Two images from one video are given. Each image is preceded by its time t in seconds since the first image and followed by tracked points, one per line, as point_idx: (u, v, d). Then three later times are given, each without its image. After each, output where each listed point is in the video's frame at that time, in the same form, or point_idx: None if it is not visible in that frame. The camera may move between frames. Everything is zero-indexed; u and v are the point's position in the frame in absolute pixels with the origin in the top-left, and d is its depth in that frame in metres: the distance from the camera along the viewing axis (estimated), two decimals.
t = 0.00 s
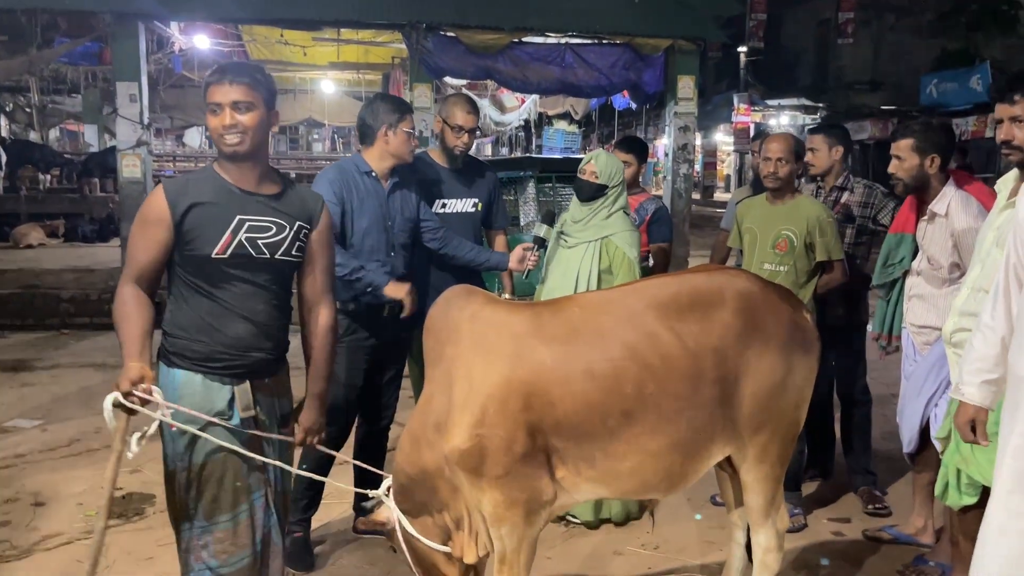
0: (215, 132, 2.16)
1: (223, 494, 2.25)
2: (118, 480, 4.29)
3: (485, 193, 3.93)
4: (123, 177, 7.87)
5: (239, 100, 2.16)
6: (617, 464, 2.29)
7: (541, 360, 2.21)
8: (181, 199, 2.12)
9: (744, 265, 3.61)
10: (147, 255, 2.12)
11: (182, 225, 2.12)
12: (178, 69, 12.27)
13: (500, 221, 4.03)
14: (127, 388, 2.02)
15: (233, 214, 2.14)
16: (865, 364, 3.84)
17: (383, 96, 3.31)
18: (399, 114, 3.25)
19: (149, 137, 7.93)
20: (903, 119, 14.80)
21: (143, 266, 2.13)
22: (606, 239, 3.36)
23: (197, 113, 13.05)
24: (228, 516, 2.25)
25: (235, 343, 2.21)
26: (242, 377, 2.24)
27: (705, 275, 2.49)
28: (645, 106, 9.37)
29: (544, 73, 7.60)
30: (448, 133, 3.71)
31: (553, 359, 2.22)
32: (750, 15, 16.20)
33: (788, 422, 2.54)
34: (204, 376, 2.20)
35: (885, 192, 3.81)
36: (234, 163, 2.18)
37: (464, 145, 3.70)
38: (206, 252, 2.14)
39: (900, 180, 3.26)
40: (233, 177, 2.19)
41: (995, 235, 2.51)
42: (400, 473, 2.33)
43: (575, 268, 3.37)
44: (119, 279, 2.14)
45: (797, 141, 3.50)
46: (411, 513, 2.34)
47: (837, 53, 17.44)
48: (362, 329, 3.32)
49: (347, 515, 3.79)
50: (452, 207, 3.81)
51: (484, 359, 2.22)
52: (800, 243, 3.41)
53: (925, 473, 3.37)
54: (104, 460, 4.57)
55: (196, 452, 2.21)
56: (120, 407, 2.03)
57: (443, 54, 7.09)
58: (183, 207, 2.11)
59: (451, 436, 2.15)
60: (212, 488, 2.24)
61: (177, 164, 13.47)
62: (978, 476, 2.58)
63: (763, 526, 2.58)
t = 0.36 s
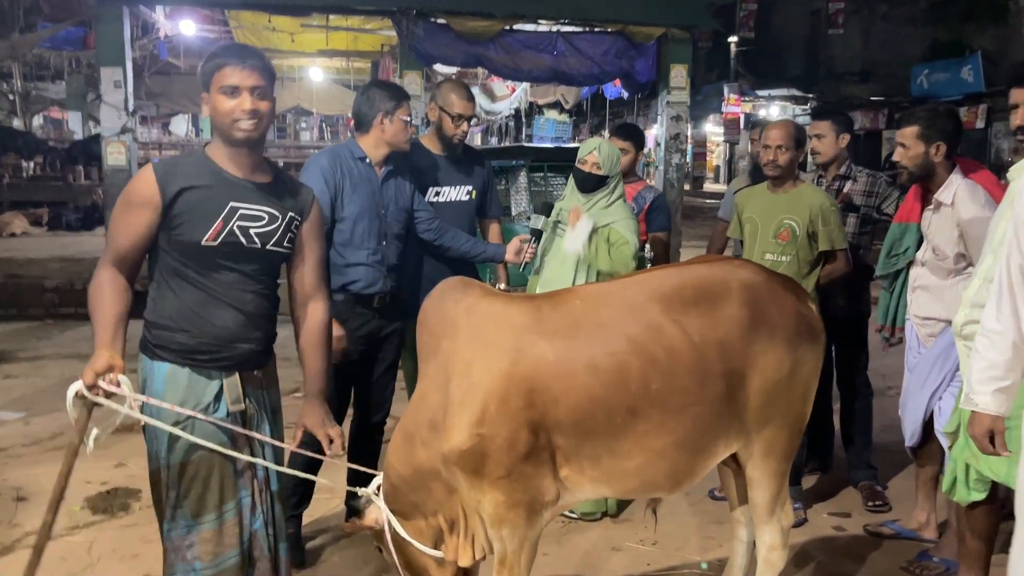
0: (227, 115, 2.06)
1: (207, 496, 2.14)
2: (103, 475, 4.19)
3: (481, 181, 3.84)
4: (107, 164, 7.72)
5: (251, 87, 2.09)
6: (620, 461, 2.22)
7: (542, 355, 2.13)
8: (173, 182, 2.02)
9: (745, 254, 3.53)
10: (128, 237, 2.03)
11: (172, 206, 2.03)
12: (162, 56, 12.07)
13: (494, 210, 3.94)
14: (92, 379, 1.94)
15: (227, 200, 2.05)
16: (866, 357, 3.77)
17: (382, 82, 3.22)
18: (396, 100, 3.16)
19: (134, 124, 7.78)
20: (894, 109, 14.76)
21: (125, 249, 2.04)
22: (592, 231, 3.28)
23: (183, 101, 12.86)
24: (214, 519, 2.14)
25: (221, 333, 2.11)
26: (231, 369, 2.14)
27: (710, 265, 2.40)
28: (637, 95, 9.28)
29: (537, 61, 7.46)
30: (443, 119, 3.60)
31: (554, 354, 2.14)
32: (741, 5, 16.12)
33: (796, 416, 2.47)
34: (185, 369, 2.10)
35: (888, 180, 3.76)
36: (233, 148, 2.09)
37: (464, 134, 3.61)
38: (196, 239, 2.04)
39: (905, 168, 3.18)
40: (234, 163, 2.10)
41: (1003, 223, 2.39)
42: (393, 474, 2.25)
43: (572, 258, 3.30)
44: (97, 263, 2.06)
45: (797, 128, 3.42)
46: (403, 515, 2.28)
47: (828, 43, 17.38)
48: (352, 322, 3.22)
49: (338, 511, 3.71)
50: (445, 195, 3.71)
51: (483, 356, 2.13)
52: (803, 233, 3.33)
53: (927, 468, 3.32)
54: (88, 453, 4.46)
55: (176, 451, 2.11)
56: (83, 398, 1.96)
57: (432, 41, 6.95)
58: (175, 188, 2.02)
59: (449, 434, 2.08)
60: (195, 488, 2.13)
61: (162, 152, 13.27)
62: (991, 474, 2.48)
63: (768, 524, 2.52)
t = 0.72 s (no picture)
0: (289, 118, 2.06)
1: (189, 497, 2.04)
2: (83, 472, 4.07)
3: (472, 170, 3.72)
4: (86, 153, 7.55)
5: (286, 94, 2.04)
6: (625, 461, 2.14)
7: (545, 351, 2.05)
8: (169, 166, 1.94)
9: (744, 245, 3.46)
10: (106, 216, 1.91)
11: (165, 190, 1.94)
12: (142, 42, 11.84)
13: (486, 199, 3.84)
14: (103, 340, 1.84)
15: (223, 196, 1.97)
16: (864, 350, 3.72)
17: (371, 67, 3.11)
18: (387, 86, 3.06)
19: (113, 111, 7.61)
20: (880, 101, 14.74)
21: (108, 227, 1.92)
22: (569, 201, 3.15)
23: (163, 89, 12.64)
24: (197, 521, 2.05)
25: (200, 329, 2.02)
26: (210, 367, 2.05)
27: (715, 257, 2.32)
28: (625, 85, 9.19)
29: (524, 50, 7.33)
30: (433, 105, 3.49)
31: (555, 349, 2.06)
32: None
33: (802, 413, 2.40)
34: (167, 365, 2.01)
35: (887, 170, 3.71)
36: (250, 143, 2.02)
37: (454, 120, 3.50)
38: (188, 229, 1.95)
39: (910, 158, 3.11)
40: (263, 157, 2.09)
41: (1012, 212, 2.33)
42: (386, 474, 2.17)
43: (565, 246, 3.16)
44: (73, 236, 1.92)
45: (798, 117, 3.35)
46: (396, 517, 2.20)
47: (813, 35, 17.33)
48: (341, 315, 3.12)
49: (327, 508, 3.61)
50: (437, 183, 3.61)
51: (482, 353, 2.04)
52: (804, 224, 3.26)
53: (928, 463, 3.28)
54: (66, 449, 4.33)
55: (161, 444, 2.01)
56: (94, 360, 1.83)
57: (419, 29, 6.82)
58: (174, 174, 1.94)
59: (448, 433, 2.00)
60: (177, 489, 2.03)
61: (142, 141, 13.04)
62: (1001, 469, 2.40)
63: (772, 522, 2.45)
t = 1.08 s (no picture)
0: (270, 110, 2.02)
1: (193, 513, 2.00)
2: (62, 478, 3.96)
3: (463, 168, 3.65)
4: (64, 150, 7.41)
5: (267, 88, 2.00)
6: (630, 469, 2.09)
7: (548, 357, 1.99)
8: (164, 169, 1.87)
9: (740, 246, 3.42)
10: (100, 222, 1.82)
11: (165, 194, 1.88)
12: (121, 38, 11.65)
13: (477, 200, 3.76)
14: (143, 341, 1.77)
15: (219, 196, 1.93)
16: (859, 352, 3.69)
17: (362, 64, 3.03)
18: (380, 85, 2.97)
19: (92, 108, 7.46)
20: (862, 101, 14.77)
21: (104, 236, 1.83)
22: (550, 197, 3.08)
23: (142, 86, 12.45)
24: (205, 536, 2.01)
25: (199, 335, 2.00)
26: (212, 371, 2.05)
27: (719, 259, 2.27)
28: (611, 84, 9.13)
29: (509, 48, 7.24)
30: (424, 102, 3.42)
31: (560, 355, 1.99)
32: None
33: (807, 419, 2.35)
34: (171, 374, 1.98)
35: (880, 170, 3.66)
36: (233, 137, 1.98)
37: (443, 118, 3.42)
38: (192, 233, 1.91)
39: (910, 157, 3.07)
40: (245, 151, 2.05)
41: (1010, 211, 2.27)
42: (383, 482, 2.12)
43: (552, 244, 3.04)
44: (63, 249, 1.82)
45: (797, 117, 3.31)
46: (395, 526, 2.15)
47: (795, 35, 17.35)
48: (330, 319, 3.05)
49: (315, 513, 3.53)
50: (427, 182, 3.54)
51: (482, 359, 1.98)
52: (801, 225, 3.22)
53: (926, 465, 3.25)
54: (45, 455, 4.22)
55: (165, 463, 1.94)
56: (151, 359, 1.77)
57: (404, 26, 6.72)
58: (174, 176, 1.88)
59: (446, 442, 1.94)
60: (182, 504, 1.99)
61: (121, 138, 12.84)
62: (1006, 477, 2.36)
63: (775, 529, 2.39)
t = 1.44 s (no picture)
0: (230, 95, 1.80)
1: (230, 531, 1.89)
2: (40, 489, 3.87)
3: (450, 172, 3.60)
4: (42, 154, 7.30)
5: (219, 68, 1.78)
6: (626, 480, 2.06)
7: (543, 365, 1.96)
8: (170, 180, 1.70)
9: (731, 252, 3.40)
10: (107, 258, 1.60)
11: (177, 210, 1.72)
12: (100, 41, 11.54)
13: (464, 205, 3.72)
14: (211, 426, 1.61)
15: (218, 197, 1.79)
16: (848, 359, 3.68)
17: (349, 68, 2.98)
18: (370, 90, 2.95)
19: (70, 111, 7.37)
20: (841, 107, 14.89)
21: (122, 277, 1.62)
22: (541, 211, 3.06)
23: (122, 89, 12.34)
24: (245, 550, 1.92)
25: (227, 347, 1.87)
26: (242, 384, 1.93)
27: (717, 265, 2.24)
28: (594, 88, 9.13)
29: (492, 52, 7.21)
30: (409, 105, 3.37)
31: (556, 364, 1.96)
32: None
33: (803, 427, 2.33)
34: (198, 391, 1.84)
35: (873, 174, 3.66)
36: (195, 135, 1.80)
37: (429, 121, 3.37)
38: (210, 240, 1.78)
39: (901, 162, 3.07)
40: (213, 146, 1.86)
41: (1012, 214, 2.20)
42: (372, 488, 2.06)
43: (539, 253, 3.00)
44: (77, 302, 1.58)
45: (787, 121, 3.29)
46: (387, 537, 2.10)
47: (775, 40, 17.45)
48: (315, 328, 2.99)
49: (300, 525, 3.47)
50: (414, 187, 3.49)
51: (477, 366, 1.94)
52: (792, 230, 3.21)
53: (916, 471, 3.24)
54: (23, 465, 4.13)
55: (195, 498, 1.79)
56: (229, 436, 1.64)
57: (388, 31, 6.67)
58: (176, 190, 1.71)
59: (440, 452, 1.90)
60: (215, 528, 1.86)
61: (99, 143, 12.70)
62: (1001, 483, 2.33)
63: (770, 539, 2.36)
